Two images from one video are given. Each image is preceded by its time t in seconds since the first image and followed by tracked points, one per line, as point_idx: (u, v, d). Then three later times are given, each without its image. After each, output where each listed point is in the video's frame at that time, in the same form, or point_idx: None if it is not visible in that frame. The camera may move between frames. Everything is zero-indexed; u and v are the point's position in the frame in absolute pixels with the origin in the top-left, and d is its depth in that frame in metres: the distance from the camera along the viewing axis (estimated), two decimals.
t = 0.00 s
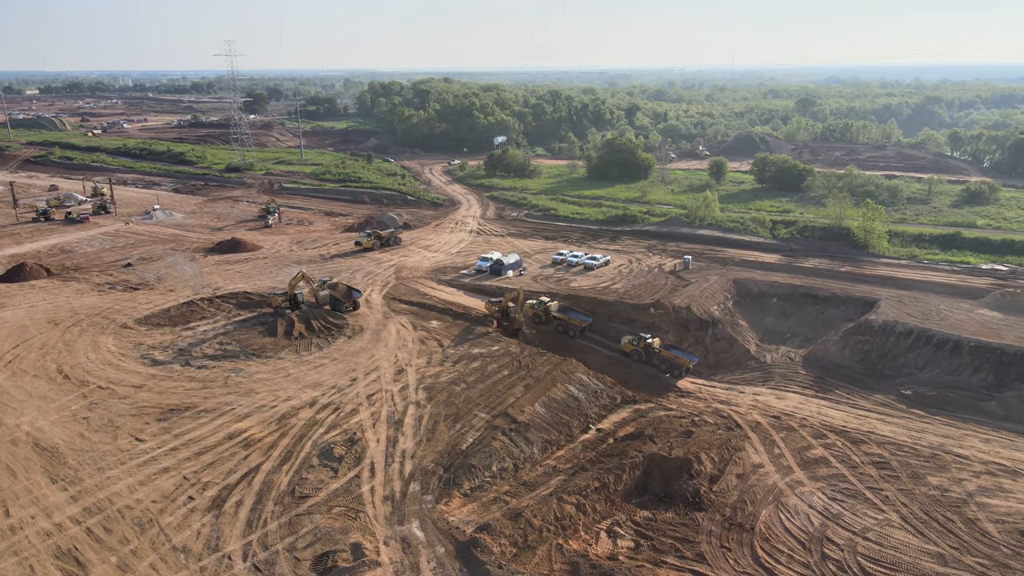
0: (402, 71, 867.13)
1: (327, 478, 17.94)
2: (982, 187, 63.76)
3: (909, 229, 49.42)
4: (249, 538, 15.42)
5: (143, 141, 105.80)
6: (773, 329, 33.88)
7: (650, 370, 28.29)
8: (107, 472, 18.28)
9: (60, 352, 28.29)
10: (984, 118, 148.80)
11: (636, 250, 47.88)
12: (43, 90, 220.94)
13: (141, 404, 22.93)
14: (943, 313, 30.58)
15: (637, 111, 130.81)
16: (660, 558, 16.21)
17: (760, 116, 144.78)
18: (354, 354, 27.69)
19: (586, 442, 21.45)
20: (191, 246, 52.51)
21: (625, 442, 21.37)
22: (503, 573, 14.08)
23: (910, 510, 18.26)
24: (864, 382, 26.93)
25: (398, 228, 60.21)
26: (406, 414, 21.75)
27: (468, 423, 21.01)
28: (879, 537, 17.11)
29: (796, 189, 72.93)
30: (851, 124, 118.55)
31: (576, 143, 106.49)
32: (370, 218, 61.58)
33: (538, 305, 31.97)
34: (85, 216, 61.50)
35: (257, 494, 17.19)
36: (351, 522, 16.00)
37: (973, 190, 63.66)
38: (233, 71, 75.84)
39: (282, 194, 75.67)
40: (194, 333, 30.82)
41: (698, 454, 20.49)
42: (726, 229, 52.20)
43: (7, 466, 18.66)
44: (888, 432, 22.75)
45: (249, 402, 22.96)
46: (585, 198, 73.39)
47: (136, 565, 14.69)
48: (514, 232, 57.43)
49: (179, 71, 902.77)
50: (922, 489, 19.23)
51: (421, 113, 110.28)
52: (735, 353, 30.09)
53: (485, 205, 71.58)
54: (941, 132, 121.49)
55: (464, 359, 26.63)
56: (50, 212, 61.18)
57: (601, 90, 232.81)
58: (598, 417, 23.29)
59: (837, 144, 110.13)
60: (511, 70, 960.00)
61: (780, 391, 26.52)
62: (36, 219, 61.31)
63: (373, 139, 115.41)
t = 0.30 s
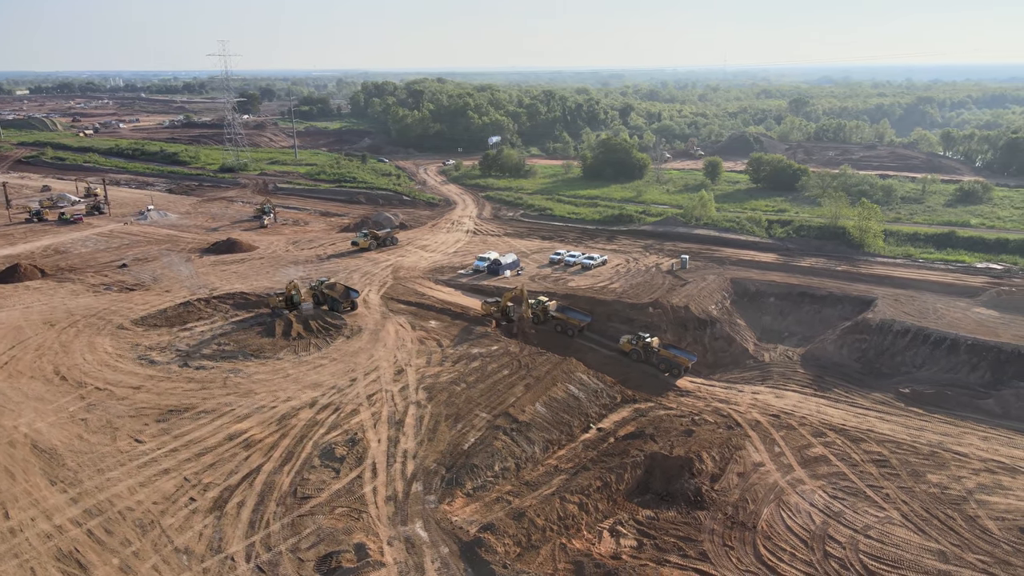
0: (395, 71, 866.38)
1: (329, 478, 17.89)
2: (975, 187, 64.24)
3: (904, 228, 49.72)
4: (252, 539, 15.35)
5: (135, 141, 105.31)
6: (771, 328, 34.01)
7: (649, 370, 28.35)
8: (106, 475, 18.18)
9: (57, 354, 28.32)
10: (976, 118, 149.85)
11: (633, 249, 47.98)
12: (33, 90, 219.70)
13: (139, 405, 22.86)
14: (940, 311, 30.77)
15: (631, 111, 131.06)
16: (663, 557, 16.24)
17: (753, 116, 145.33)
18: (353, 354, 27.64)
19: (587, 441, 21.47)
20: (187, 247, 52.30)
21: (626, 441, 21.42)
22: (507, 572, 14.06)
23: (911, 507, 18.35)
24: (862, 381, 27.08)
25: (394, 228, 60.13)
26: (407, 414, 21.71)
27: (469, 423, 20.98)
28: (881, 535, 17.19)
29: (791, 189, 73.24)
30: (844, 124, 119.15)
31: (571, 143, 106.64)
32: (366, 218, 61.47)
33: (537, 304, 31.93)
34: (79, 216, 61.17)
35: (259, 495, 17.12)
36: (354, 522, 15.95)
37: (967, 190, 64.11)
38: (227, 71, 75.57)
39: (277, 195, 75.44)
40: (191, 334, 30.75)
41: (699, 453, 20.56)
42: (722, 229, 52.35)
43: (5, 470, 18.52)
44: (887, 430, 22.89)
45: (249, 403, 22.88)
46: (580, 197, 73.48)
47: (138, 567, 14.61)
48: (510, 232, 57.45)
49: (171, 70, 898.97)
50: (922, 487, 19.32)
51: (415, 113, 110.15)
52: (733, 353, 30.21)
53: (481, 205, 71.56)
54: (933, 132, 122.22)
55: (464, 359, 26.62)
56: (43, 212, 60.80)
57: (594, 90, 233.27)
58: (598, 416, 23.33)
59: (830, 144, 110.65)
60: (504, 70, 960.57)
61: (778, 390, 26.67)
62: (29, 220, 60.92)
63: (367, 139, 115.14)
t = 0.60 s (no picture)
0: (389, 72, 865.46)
1: (331, 479, 17.83)
2: (968, 186, 64.80)
3: (899, 227, 50.08)
4: (256, 540, 15.28)
5: (128, 142, 104.78)
6: (768, 327, 33.64)
7: (649, 368, 28.41)
8: (107, 476, 18.10)
9: (54, 355, 28.26)
10: (968, 117, 150.99)
11: (630, 249, 48.07)
12: (23, 90, 218.33)
13: (139, 406, 22.79)
14: (937, 311, 31.05)
15: (625, 111, 131.50)
16: (667, 557, 16.27)
17: (747, 116, 145.96)
18: (353, 354, 27.58)
19: (589, 441, 21.49)
20: (183, 247, 52.07)
21: (628, 440, 21.45)
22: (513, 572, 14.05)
23: (912, 504, 18.47)
24: (861, 379, 27.28)
25: (390, 228, 60.07)
26: (408, 414, 21.66)
27: (471, 422, 20.94)
28: (883, 532, 17.28)
29: (786, 188, 73.60)
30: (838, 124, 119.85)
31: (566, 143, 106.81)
32: (362, 218, 61.40)
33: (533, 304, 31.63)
34: (73, 217, 60.83)
35: (261, 496, 17.05)
36: (357, 522, 15.90)
37: (961, 189, 64.66)
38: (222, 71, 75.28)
39: (272, 195, 75.22)
40: (189, 334, 30.65)
41: (701, 452, 20.62)
42: (718, 228, 52.56)
43: (4, 472, 18.42)
44: (886, 429, 23.06)
45: (248, 404, 22.78)
46: (576, 197, 73.58)
47: (141, 568, 14.53)
48: (507, 232, 57.49)
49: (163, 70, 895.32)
50: (923, 484, 19.45)
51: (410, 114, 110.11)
52: (732, 351, 30.29)
53: (477, 205, 71.56)
54: (925, 132, 123.11)
55: (464, 359, 26.61)
56: (37, 213, 60.42)
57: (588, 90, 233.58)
58: (600, 415, 23.35)
59: (824, 144, 111.28)
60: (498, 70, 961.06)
61: (778, 389, 26.85)
62: (22, 221, 60.52)
63: (361, 139, 114.89)
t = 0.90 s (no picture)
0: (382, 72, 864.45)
1: (334, 479, 17.76)
2: (963, 185, 65.21)
3: (895, 226, 50.33)
4: (259, 542, 15.20)
5: (121, 142, 104.21)
6: (767, 326, 33.88)
7: (649, 368, 28.43)
8: (107, 478, 18.00)
9: (51, 357, 28.15)
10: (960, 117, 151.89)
11: (628, 248, 48.11)
12: (13, 90, 216.97)
13: (138, 408, 22.67)
14: (935, 309, 31.22)
15: (620, 111, 131.63)
16: (672, 556, 16.30)
17: (741, 115, 146.48)
18: (353, 355, 27.47)
19: (591, 441, 21.49)
20: (178, 247, 51.82)
21: (630, 439, 21.47)
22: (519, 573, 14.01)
23: (914, 502, 18.55)
24: (860, 378, 27.44)
25: (387, 228, 59.93)
26: (410, 414, 21.58)
27: (473, 423, 20.88)
28: (886, 530, 17.34)
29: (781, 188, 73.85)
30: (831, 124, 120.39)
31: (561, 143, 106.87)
32: (359, 218, 61.22)
33: (534, 304, 31.68)
34: (67, 218, 60.44)
35: (264, 497, 16.95)
36: (361, 523, 15.83)
37: (955, 188, 65.05)
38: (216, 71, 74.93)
39: (268, 195, 74.95)
40: (187, 335, 30.51)
41: (703, 451, 20.66)
42: (715, 227, 52.68)
43: (3, 475, 18.30)
44: (887, 427, 23.17)
45: (248, 405, 22.67)
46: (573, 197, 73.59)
47: (144, 570, 14.44)
48: (504, 231, 57.43)
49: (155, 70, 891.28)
50: (925, 482, 19.54)
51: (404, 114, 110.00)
52: (731, 351, 30.38)
53: (473, 205, 71.47)
54: (918, 132, 123.78)
55: (465, 359, 26.54)
56: (30, 214, 60.02)
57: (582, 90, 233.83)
58: (601, 415, 23.35)
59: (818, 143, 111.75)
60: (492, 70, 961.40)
61: (778, 388, 26.96)
62: (16, 221, 60.12)
63: (356, 139, 114.58)
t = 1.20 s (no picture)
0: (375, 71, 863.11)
1: (338, 480, 17.65)
2: (958, 184, 65.53)
3: (891, 226, 50.55)
4: (264, 543, 15.08)
5: (114, 142, 103.58)
6: (767, 325, 34.09)
7: (649, 367, 28.45)
8: (109, 481, 17.92)
9: (48, 358, 27.97)
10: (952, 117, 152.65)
11: (626, 248, 48.15)
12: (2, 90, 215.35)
13: (138, 409, 22.55)
14: (934, 308, 31.38)
15: (614, 111, 131.79)
16: (678, 556, 16.31)
17: (735, 115, 146.86)
18: (353, 355, 27.33)
19: (594, 441, 21.48)
20: (174, 248, 51.54)
21: (634, 439, 21.45)
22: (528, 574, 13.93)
23: (918, 500, 18.63)
24: (860, 377, 27.58)
25: (384, 228, 59.73)
26: (412, 414, 21.49)
27: (476, 423, 20.80)
28: (892, 528, 17.39)
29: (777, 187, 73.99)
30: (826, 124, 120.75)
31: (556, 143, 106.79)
32: (355, 218, 60.98)
33: (534, 303, 31.67)
34: (60, 218, 59.98)
35: (268, 499, 16.84)
36: (367, 524, 15.74)
37: (951, 187, 65.37)
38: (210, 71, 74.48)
39: (263, 195, 74.60)
40: (185, 336, 30.33)
41: (706, 450, 20.69)
42: (713, 227, 52.73)
43: (4, 478, 18.22)
44: (888, 426, 23.28)
45: (250, 406, 22.54)
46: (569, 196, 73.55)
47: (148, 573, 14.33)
48: (501, 231, 57.32)
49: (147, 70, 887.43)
50: (928, 480, 19.63)
51: (399, 114, 109.76)
52: (731, 350, 30.46)
53: (470, 204, 71.35)
54: (912, 132, 124.28)
55: (466, 358, 26.46)
56: (23, 214, 59.56)
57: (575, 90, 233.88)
58: (604, 415, 23.31)
59: (813, 143, 112.15)
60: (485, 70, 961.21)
61: (779, 387, 27.02)
62: (9, 222, 59.65)
63: (351, 139, 114.22)
